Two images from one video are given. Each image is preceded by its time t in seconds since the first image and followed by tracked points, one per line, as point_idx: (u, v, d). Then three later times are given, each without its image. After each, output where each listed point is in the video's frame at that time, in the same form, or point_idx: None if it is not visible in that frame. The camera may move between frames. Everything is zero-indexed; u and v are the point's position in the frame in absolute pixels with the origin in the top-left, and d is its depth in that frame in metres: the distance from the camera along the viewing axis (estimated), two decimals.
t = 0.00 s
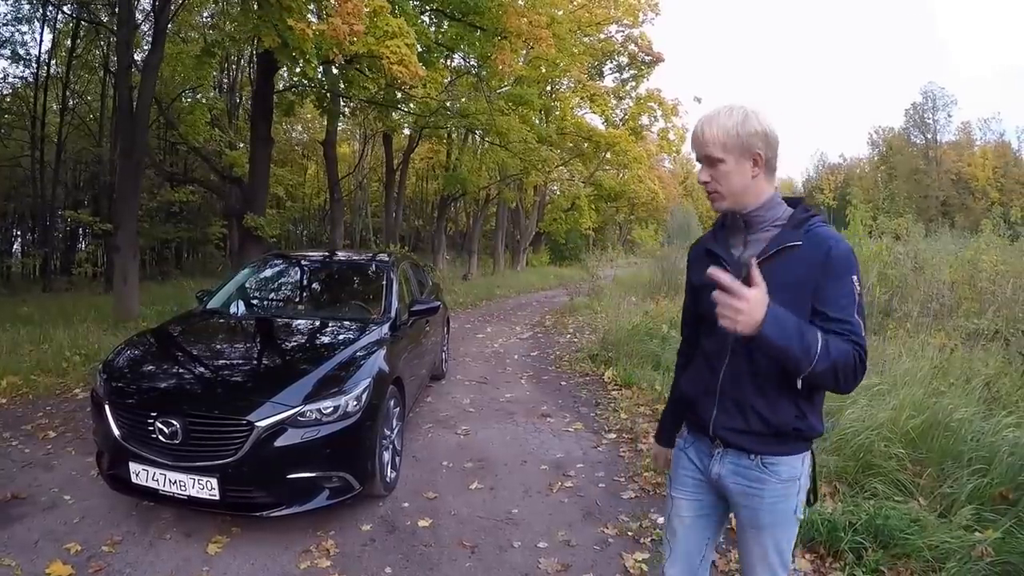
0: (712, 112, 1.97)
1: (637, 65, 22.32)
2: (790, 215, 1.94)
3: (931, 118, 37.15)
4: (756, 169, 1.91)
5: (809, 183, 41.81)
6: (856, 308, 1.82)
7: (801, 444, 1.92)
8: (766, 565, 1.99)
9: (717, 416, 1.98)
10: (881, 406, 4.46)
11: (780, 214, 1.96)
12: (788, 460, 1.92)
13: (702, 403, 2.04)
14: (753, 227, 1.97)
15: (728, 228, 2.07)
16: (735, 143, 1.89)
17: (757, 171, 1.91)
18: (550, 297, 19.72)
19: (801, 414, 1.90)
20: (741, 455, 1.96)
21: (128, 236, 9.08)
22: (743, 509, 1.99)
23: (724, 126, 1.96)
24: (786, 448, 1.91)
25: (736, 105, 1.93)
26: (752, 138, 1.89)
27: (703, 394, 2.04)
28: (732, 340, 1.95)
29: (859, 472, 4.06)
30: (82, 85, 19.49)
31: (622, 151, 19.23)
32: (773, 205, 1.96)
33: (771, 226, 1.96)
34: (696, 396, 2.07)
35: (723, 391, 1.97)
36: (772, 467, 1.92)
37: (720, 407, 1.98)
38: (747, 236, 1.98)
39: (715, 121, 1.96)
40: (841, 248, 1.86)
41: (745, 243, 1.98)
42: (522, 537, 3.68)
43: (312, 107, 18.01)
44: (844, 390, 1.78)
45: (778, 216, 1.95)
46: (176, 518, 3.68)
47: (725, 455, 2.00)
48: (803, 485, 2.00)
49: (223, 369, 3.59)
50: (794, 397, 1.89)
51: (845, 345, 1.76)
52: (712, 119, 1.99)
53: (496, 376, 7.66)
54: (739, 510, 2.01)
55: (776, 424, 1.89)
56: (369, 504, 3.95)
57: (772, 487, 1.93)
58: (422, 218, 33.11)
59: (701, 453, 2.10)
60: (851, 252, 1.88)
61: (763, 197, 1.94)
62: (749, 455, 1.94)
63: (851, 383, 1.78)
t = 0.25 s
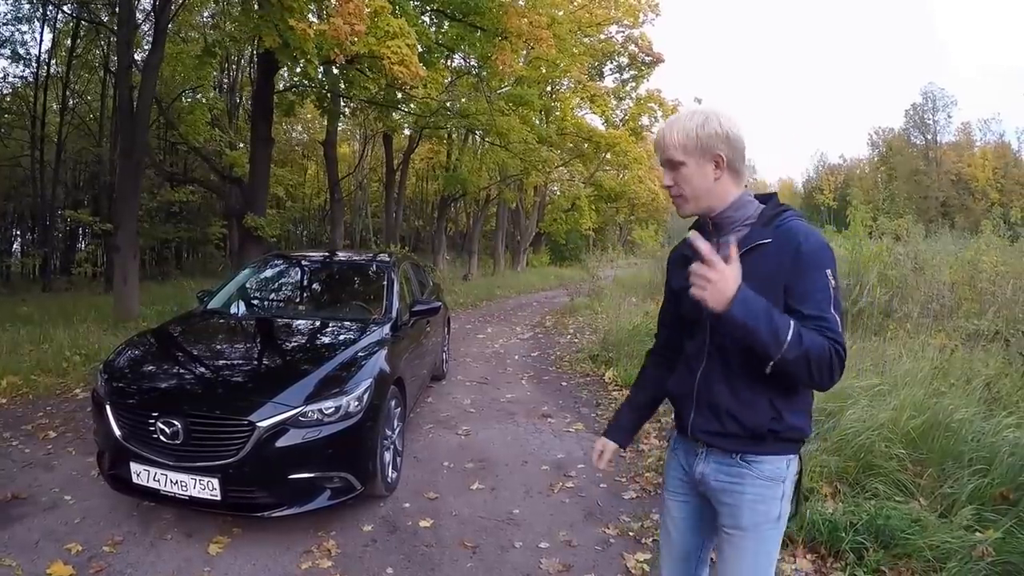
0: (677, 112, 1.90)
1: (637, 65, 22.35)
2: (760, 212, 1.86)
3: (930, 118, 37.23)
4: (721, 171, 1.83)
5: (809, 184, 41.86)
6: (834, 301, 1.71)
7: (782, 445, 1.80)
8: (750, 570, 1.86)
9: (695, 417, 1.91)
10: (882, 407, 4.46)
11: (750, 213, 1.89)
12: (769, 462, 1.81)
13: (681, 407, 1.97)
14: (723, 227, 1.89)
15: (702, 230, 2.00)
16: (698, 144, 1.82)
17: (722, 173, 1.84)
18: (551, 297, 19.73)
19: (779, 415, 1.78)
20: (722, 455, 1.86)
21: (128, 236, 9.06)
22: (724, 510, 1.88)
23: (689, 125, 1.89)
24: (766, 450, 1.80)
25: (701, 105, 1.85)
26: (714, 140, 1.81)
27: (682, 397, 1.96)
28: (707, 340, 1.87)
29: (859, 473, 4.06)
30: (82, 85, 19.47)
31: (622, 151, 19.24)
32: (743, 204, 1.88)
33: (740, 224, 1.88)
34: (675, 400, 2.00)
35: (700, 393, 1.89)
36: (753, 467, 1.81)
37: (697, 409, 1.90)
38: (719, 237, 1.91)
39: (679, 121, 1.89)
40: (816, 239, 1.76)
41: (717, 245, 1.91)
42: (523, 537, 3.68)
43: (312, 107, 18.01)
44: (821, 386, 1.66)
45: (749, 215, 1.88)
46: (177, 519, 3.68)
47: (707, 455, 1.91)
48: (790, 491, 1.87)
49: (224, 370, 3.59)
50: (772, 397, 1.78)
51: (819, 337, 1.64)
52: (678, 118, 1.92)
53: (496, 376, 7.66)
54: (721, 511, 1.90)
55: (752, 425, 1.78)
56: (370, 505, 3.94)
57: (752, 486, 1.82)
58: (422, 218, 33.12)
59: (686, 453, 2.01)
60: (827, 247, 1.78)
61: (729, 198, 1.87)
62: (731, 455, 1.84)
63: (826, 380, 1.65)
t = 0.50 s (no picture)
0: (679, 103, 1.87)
1: (637, 66, 22.37)
2: (759, 212, 1.81)
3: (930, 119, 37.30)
4: (719, 165, 1.79)
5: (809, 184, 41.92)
6: (828, 311, 1.65)
7: (771, 457, 1.75)
8: None
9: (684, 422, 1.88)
10: (883, 407, 4.46)
11: (750, 212, 1.84)
12: (756, 473, 1.76)
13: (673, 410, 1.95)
14: (722, 226, 1.86)
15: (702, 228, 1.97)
16: (696, 137, 1.79)
17: (720, 168, 1.79)
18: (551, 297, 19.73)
19: (768, 426, 1.73)
20: (711, 464, 1.83)
21: (128, 236, 9.05)
22: (709, 520, 1.85)
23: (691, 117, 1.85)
24: (753, 461, 1.75)
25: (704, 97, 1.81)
26: (713, 133, 1.77)
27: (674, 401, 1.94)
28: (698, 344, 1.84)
29: (860, 473, 4.06)
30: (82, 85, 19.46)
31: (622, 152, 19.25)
32: (744, 202, 1.83)
33: (738, 224, 1.84)
34: (669, 403, 1.97)
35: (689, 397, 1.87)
36: (741, 478, 1.77)
37: (686, 414, 1.88)
38: (716, 237, 1.88)
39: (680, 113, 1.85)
40: (812, 245, 1.70)
41: (715, 244, 1.88)
42: (525, 537, 3.68)
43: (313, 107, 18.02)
44: (811, 400, 1.63)
45: (749, 213, 1.84)
46: (178, 519, 3.67)
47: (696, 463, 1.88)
48: (779, 503, 1.82)
49: (225, 370, 3.58)
50: (762, 406, 1.72)
51: (807, 351, 1.60)
52: (682, 110, 1.88)
53: (497, 377, 7.65)
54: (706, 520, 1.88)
55: (739, 434, 1.74)
56: (372, 505, 3.94)
57: (736, 498, 1.78)
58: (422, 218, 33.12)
59: (678, 459, 1.99)
60: (828, 252, 1.72)
61: (727, 194, 1.82)
62: (721, 464, 1.80)
63: (819, 395, 1.62)
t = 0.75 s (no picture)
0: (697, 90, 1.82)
1: (638, 66, 22.39)
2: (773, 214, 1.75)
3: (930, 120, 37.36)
4: (736, 157, 1.75)
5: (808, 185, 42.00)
6: (841, 328, 1.55)
7: (769, 472, 1.69)
8: None
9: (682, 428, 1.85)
10: (884, 407, 4.47)
11: (765, 212, 1.79)
12: (753, 486, 1.70)
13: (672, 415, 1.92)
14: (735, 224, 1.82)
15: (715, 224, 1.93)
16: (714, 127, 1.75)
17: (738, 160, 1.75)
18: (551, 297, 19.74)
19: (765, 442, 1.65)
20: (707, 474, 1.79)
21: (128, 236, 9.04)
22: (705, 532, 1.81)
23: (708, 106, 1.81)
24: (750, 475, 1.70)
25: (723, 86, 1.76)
26: (731, 124, 1.73)
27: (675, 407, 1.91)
28: (700, 350, 1.81)
29: (862, 473, 4.06)
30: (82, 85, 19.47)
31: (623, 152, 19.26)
32: (760, 197, 1.81)
33: (751, 224, 1.80)
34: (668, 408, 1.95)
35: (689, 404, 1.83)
36: (737, 491, 1.72)
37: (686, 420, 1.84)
38: (728, 236, 1.84)
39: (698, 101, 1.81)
40: (826, 255, 1.60)
41: (725, 245, 1.84)
42: (526, 537, 3.68)
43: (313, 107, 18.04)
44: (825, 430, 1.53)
45: (764, 213, 1.79)
46: (179, 519, 3.67)
47: (693, 472, 1.84)
48: (778, 517, 1.76)
49: (226, 370, 3.58)
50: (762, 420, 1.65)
51: (816, 383, 1.50)
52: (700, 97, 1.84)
53: (498, 377, 7.65)
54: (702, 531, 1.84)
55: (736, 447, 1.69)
56: (373, 505, 3.94)
57: (733, 512, 1.73)
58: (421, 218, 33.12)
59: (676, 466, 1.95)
60: (843, 262, 1.62)
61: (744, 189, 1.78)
62: (717, 475, 1.76)
63: (834, 422, 1.51)
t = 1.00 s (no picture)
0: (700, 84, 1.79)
1: (639, 67, 22.41)
2: (773, 212, 1.75)
3: (931, 120, 37.34)
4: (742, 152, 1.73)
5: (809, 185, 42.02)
6: (860, 325, 1.56)
7: (771, 473, 1.70)
8: None
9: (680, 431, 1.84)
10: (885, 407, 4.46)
11: (766, 209, 1.78)
12: (758, 488, 1.71)
13: (669, 418, 1.91)
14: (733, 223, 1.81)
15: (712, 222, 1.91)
16: (721, 122, 1.72)
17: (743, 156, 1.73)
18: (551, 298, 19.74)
19: (770, 445, 1.66)
20: (707, 478, 1.79)
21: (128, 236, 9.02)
22: (708, 536, 1.82)
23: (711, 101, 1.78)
24: (754, 476, 1.70)
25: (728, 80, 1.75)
26: (739, 119, 1.71)
27: (672, 410, 1.89)
28: (700, 352, 1.80)
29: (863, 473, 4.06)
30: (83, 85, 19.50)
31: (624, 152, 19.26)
32: (760, 195, 1.79)
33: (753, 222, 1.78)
34: (664, 410, 1.94)
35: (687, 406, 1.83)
36: (738, 493, 1.73)
37: (683, 424, 1.83)
38: (726, 235, 1.83)
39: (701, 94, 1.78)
40: (833, 252, 1.61)
41: (724, 244, 1.83)
42: (527, 537, 3.67)
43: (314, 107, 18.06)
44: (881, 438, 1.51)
45: (764, 211, 1.78)
46: (180, 519, 3.67)
47: (691, 477, 1.83)
48: (780, 517, 1.77)
49: (227, 370, 3.58)
50: (764, 421, 1.66)
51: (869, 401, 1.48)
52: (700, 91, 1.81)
53: (498, 377, 7.65)
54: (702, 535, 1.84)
55: (741, 451, 1.68)
56: (374, 505, 3.93)
57: (737, 515, 1.74)
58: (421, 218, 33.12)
59: (669, 471, 1.94)
60: (851, 257, 1.62)
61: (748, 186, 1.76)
62: (718, 479, 1.76)
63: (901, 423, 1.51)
